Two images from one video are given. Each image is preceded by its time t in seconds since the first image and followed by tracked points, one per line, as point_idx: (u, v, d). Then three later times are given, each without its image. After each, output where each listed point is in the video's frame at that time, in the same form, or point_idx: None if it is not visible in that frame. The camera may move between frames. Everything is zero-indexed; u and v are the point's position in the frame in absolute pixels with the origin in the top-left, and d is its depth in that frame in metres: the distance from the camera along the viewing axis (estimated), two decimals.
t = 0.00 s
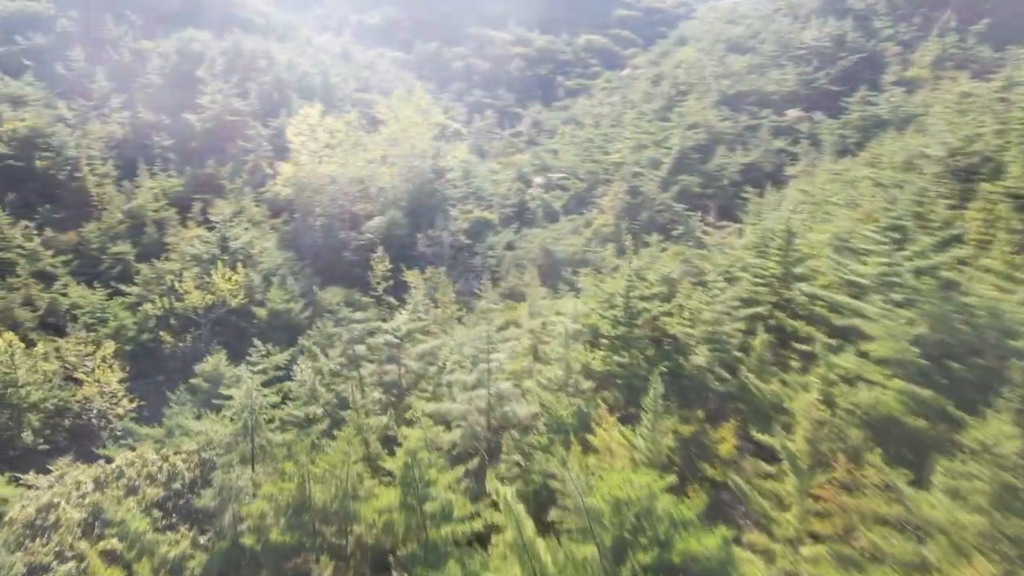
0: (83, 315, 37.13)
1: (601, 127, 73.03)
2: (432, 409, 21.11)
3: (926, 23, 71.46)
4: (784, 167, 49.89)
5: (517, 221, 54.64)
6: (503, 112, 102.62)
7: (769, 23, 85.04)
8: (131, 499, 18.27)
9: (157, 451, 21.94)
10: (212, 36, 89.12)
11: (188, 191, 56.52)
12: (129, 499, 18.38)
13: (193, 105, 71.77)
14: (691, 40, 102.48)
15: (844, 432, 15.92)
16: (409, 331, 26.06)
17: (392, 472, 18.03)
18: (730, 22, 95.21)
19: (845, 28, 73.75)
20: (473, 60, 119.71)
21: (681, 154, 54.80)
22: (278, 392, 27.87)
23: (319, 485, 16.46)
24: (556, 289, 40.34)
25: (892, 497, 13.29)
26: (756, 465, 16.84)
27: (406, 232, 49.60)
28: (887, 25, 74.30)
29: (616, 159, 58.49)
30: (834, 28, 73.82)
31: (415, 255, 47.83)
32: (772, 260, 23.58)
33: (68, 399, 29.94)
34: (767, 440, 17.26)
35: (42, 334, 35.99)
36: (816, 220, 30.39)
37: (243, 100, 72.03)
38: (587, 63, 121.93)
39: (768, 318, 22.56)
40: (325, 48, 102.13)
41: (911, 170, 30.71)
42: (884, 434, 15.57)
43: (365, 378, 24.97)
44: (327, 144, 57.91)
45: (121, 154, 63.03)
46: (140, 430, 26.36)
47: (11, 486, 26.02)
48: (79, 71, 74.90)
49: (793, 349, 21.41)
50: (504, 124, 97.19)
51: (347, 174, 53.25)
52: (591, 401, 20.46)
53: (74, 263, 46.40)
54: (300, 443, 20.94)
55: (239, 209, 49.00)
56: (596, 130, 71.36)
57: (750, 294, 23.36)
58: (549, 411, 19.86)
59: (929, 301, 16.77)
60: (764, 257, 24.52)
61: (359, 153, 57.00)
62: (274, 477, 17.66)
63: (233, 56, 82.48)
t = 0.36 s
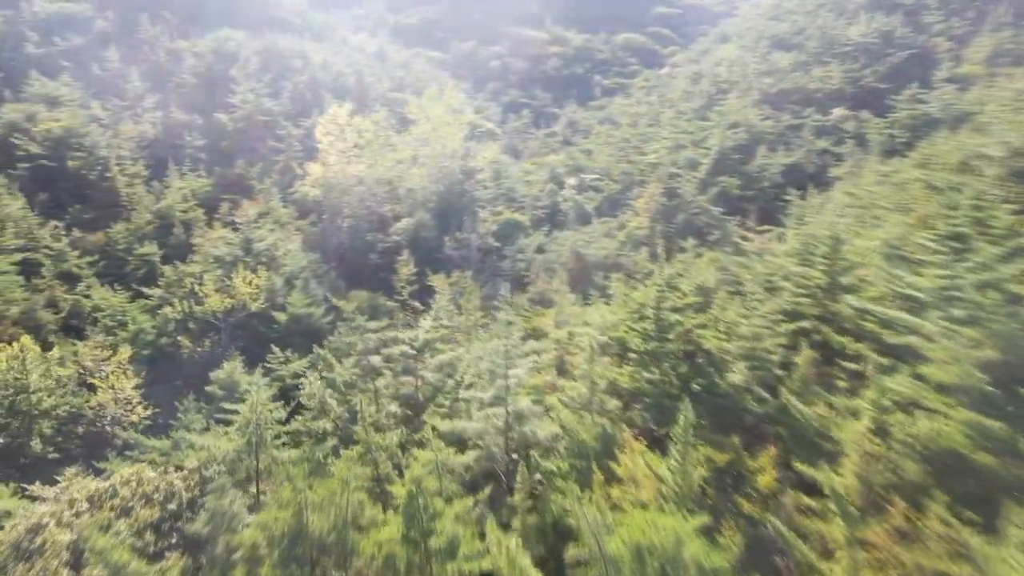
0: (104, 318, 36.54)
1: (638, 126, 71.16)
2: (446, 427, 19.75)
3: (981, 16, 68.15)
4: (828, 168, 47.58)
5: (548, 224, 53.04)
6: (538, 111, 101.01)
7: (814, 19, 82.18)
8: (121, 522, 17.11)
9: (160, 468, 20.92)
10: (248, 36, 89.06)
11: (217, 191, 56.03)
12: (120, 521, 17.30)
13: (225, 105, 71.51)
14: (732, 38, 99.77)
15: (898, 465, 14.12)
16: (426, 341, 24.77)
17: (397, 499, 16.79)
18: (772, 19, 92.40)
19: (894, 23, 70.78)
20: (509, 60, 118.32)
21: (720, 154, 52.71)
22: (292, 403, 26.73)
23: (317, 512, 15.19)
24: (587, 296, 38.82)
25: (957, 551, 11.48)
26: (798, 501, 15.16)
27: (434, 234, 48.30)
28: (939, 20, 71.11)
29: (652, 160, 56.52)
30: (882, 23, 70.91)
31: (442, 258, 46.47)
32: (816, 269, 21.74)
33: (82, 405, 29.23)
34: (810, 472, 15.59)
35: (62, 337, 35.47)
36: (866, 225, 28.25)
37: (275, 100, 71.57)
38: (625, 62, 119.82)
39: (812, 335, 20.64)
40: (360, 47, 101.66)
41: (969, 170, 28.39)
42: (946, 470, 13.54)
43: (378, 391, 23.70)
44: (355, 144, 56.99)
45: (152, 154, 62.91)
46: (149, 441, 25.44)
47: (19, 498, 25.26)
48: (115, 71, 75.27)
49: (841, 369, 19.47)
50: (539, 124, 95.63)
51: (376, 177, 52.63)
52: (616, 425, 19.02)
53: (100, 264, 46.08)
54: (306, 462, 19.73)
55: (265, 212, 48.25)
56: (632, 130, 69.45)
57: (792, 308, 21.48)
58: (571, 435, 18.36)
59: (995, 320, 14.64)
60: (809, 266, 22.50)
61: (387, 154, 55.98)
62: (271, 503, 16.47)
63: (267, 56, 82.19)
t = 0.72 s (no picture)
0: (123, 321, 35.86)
1: (674, 126, 69.07)
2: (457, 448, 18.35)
3: None
4: (874, 169, 45.20)
5: (579, 227, 51.36)
6: (573, 111, 99.24)
7: (860, 14, 79.18)
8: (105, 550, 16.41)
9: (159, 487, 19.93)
10: (281, 36, 88.73)
11: (244, 192, 55.25)
12: (104, 548, 16.53)
13: (256, 104, 71.02)
14: (773, 35, 96.94)
15: (961, 511, 12.20)
16: (443, 353, 23.26)
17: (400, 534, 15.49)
18: (816, 15, 89.42)
19: (945, 17, 67.68)
20: (545, 59, 116.58)
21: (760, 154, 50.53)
22: (304, 416, 25.56)
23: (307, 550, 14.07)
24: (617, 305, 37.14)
25: None
26: (845, 547, 13.47)
27: (461, 237, 46.84)
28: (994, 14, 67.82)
29: (689, 160, 54.29)
30: (932, 18, 67.86)
31: (468, 262, 45.01)
32: (865, 279, 19.80)
33: (93, 413, 28.40)
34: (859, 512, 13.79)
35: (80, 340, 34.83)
36: (916, 232, 26.22)
37: (305, 100, 70.90)
38: (663, 61, 117.42)
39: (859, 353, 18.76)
40: (393, 46, 100.83)
41: None
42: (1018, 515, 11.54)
43: (391, 407, 22.42)
44: (383, 144, 55.89)
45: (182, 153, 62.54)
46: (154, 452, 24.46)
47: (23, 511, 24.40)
48: (148, 71, 75.30)
49: (893, 394, 17.61)
50: (573, 124, 93.87)
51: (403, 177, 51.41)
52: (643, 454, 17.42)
53: (125, 265, 45.56)
54: (307, 487, 18.53)
55: (290, 216, 47.35)
56: (668, 130, 67.38)
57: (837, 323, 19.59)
58: (590, 463, 16.70)
59: None
60: (856, 276, 20.59)
61: (415, 155, 54.73)
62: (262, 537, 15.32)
63: (299, 56, 81.63)
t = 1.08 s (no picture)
0: (140, 326, 35.18)
1: (712, 124, 66.84)
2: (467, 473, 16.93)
3: None
4: (925, 169, 42.64)
5: (611, 230, 49.52)
6: (608, 110, 97.16)
7: (909, 8, 75.90)
8: None
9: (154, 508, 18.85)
10: (314, 35, 88.46)
11: (271, 192, 54.42)
12: None
13: (286, 104, 70.55)
14: (817, 32, 93.92)
15: None
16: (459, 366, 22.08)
17: None
18: (862, 9, 86.17)
19: (1001, 10, 64.29)
20: (580, 57, 114.77)
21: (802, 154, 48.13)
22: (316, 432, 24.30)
23: None
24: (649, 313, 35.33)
25: None
26: None
27: (488, 240, 45.23)
28: None
29: (727, 159, 52.12)
30: (987, 11, 64.55)
31: (494, 266, 43.50)
32: (919, 291, 17.49)
33: (102, 421, 27.54)
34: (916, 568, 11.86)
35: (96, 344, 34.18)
36: (977, 237, 23.97)
37: (335, 99, 70.19)
38: (701, 59, 114.76)
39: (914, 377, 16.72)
40: (427, 46, 100.09)
41: None
42: None
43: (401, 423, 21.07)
44: (411, 143, 54.71)
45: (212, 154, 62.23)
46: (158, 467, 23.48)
47: (24, 525, 23.49)
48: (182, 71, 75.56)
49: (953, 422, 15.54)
50: (608, 123, 92.01)
51: (431, 179, 50.34)
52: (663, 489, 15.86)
53: (148, 267, 45.13)
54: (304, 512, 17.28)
55: (314, 219, 46.36)
56: (706, 129, 65.18)
57: (888, 339, 17.52)
58: (608, 499, 15.07)
59: None
60: (910, 286, 18.48)
61: (444, 155, 53.43)
62: None
63: (331, 56, 81.08)
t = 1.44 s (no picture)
0: (152, 332, 34.36)
1: (748, 123, 64.62)
2: (473, 503, 15.78)
3: None
4: (974, 171, 40.24)
5: (641, 233, 47.67)
6: (641, 109, 95.09)
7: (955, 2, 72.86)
8: None
9: (140, 535, 17.39)
10: (343, 34, 87.87)
11: (293, 193, 53.53)
12: None
13: (312, 103, 69.85)
14: (857, 28, 90.89)
15: None
16: (469, 381, 20.85)
17: None
18: (905, 4, 83.10)
19: None
20: (613, 56, 112.65)
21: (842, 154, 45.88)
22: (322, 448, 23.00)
23: None
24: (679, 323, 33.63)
25: None
26: None
27: (512, 244, 43.80)
28: None
29: (763, 160, 50.06)
30: None
31: (518, 270, 42.03)
32: (977, 308, 15.50)
33: (106, 430, 26.61)
34: None
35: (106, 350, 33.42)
36: None
37: (361, 98, 69.30)
38: (737, 58, 112.12)
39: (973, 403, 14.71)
40: (457, 45, 99.06)
41: None
42: None
43: (409, 445, 19.79)
44: (435, 144, 53.49)
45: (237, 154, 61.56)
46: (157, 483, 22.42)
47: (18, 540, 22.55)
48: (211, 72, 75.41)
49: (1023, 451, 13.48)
50: (641, 123, 90.03)
51: (458, 180, 49.27)
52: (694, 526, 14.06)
53: (167, 268, 44.47)
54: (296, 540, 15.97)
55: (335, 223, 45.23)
56: (741, 128, 62.89)
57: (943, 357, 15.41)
58: (627, 541, 13.33)
59: None
60: (966, 299, 16.48)
61: (469, 155, 52.06)
62: None
63: (360, 55, 80.29)
